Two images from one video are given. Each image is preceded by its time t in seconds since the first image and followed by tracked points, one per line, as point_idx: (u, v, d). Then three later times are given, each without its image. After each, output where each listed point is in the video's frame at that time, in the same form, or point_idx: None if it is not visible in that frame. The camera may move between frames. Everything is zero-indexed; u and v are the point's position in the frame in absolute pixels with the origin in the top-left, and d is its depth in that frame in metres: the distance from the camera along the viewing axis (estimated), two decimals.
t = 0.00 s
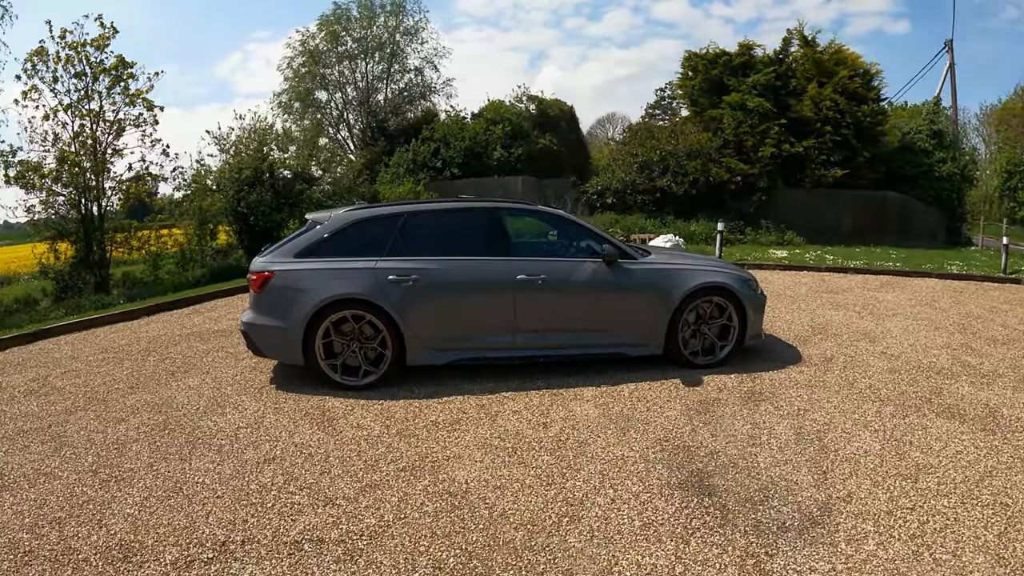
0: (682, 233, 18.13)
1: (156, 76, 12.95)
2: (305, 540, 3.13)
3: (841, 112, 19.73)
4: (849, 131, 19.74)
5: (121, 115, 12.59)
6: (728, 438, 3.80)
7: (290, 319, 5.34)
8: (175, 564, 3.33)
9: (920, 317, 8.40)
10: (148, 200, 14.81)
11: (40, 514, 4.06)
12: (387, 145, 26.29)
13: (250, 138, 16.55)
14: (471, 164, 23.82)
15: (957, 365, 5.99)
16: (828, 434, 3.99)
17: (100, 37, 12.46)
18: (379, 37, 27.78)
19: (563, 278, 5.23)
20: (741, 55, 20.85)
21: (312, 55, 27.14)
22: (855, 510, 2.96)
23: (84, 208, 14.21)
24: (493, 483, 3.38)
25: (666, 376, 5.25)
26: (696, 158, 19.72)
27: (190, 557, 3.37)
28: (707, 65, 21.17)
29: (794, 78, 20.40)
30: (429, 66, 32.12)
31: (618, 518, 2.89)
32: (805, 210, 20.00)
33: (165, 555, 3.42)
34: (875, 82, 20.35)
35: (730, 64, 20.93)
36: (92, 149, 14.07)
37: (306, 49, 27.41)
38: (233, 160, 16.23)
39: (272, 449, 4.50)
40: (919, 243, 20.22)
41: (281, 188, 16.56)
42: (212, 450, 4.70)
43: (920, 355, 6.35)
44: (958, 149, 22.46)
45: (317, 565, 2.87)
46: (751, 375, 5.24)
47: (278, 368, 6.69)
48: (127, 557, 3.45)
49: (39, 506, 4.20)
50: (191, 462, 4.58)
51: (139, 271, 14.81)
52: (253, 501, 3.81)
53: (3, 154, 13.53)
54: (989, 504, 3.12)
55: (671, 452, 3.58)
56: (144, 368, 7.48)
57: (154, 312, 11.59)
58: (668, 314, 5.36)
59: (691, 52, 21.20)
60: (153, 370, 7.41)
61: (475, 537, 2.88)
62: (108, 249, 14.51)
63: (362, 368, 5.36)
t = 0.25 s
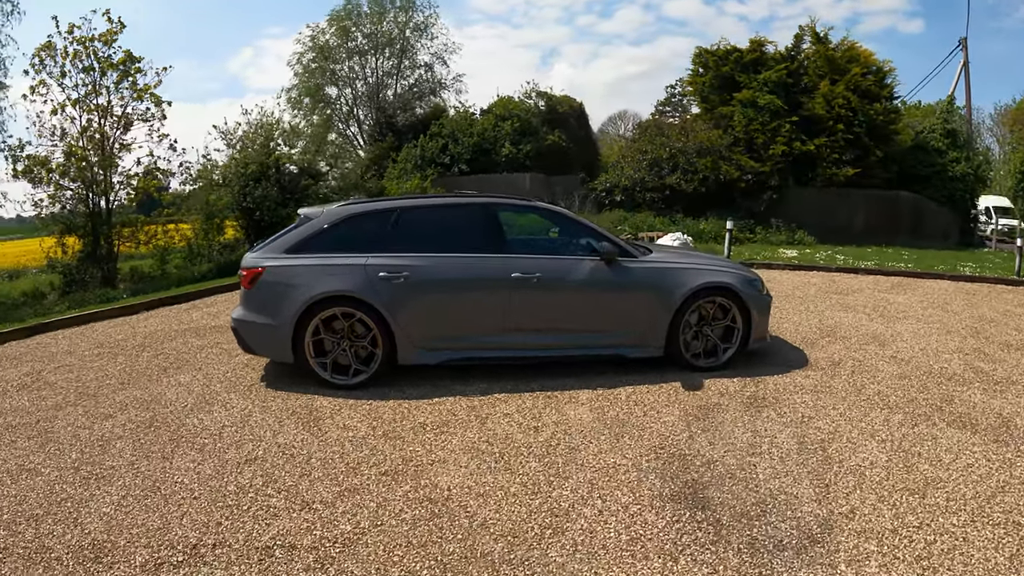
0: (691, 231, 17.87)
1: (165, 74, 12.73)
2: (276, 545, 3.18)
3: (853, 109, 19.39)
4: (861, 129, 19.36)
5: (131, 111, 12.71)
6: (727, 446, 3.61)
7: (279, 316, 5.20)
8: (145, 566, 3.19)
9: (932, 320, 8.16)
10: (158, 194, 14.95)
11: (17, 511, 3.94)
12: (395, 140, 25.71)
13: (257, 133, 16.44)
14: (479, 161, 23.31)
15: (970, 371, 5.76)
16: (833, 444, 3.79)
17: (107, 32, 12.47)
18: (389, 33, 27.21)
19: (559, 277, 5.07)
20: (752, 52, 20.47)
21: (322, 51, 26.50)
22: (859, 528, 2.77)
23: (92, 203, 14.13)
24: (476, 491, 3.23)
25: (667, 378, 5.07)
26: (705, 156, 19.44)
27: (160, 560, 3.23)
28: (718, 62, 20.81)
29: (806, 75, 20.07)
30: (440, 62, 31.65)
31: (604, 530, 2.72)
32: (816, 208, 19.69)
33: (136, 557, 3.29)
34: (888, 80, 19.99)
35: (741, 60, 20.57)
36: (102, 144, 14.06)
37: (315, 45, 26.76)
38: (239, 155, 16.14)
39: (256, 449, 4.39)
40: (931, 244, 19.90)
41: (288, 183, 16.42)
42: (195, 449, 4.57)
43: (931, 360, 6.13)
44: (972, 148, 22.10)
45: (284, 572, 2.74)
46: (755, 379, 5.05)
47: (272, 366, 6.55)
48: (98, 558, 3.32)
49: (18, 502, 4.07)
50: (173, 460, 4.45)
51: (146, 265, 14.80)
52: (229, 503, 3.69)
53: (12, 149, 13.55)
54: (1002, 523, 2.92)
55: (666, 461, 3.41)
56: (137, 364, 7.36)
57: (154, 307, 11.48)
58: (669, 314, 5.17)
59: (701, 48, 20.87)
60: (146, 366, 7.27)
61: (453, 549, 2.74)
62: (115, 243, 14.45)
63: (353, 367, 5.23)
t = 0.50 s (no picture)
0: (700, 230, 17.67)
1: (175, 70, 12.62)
2: (253, 545, 3.10)
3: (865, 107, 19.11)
4: (873, 127, 19.08)
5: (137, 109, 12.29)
6: (723, 451, 3.49)
7: (272, 313, 5.12)
8: (122, 563, 3.12)
9: (942, 321, 7.99)
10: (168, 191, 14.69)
11: (4, 504, 3.87)
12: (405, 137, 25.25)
13: (265, 132, 16.46)
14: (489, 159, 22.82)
15: (981, 376, 5.60)
16: (835, 451, 3.65)
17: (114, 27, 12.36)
18: (399, 31, 26.73)
19: (556, 275, 4.94)
20: (763, 49, 20.20)
21: (333, 48, 26.21)
22: (857, 541, 2.63)
23: (102, 201, 14.08)
24: (460, 494, 3.16)
25: (667, 380, 4.94)
26: (715, 154, 19.23)
27: (138, 556, 3.15)
28: (728, 59, 20.57)
29: (817, 73, 19.80)
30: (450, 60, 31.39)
31: (588, 538, 2.62)
32: (827, 207, 19.40)
33: (115, 553, 3.22)
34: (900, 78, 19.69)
35: (752, 57, 20.31)
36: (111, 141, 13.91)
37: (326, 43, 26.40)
38: (247, 152, 16.14)
39: (243, 446, 4.31)
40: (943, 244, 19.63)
41: (295, 180, 16.40)
42: (183, 446, 4.49)
43: (940, 364, 5.98)
44: (986, 148, 21.78)
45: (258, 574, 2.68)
46: (758, 381, 4.92)
47: (268, 363, 6.46)
48: (79, 552, 3.26)
49: (6, 496, 4.01)
50: (160, 457, 4.36)
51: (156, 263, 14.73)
52: (212, 501, 3.60)
53: (22, 146, 13.57)
54: (1009, 538, 2.78)
55: (659, 465, 3.29)
56: (135, 361, 7.30)
57: (158, 303, 11.44)
58: (670, 313, 5.03)
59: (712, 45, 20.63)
60: (144, 362, 7.21)
61: (431, 554, 2.66)
62: (126, 240, 14.45)
63: (347, 364, 5.14)
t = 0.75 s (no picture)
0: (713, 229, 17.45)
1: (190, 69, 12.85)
2: (233, 543, 3.02)
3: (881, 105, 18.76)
4: (889, 125, 18.74)
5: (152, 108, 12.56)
6: (721, 457, 3.37)
7: (269, 311, 5.06)
8: (105, 558, 3.08)
9: (957, 323, 7.79)
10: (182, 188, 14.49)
11: None
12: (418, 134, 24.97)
13: (277, 129, 16.46)
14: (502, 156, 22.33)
15: (994, 381, 5.43)
16: (838, 458, 3.52)
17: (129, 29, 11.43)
18: (414, 28, 26.27)
19: (554, 273, 4.83)
20: (778, 45, 19.91)
21: (348, 46, 25.63)
22: (854, 556, 2.51)
23: (118, 198, 14.04)
24: (445, 499, 3.10)
25: (668, 381, 4.83)
26: (730, 152, 18.99)
27: (121, 551, 3.11)
28: (743, 56, 20.29)
29: (833, 69, 19.46)
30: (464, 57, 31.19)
31: (570, 547, 2.55)
32: (843, 206, 19.09)
33: (99, 548, 3.17)
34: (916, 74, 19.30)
35: (767, 54, 20.02)
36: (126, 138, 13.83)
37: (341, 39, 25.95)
38: (259, 150, 16.16)
39: (234, 444, 4.25)
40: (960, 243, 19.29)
41: (307, 177, 16.39)
42: (176, 442, 4.44)
43: (952, 368, 5.81)
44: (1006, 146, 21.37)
45: None
46: (761, 384, 4.79)
47: (268, 360, 6.41)
48: (65, 546, 3.21)
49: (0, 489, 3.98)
50: (152, 453, 4.31)
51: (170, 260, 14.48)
52: (198, 498, 3.54)
53: (37, 144, 13.63)
54: (1017, 557, 2.64)
55: (652, 471, 3.18)
56: (137, 357, 7.28)
57: (166, 300, 11.44)
58: (672, 313, 4.90)
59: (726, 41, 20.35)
60: (147, 358, 7.19)
61: (409, 558, 2.62)
62: (139, 237, 14.39)
63: (343, 363, 5.07)
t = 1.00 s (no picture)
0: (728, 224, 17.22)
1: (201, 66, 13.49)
2: (222, 539, 2.99)
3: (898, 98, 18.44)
4: (907, 118, 18.45)
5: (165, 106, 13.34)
6: (722, 459, 3.27)
7: (270, 308, 5.04)
8: (96, 551, 3.05)
9: (973, 322, 7.62)
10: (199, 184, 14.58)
11: None
12: (432, 130, 24.64)
13: (290, 125, 16.53)
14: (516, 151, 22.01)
15: (1011, 382, 5.29)
16: (843, 462, 3.41)
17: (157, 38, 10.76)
18: (428, 24, 25.67)
19: (555, 270, 4.76)
20: (794, 38, 19.59)
21: (362, 43, 25.39)
22: (854, 567, 2.42)
23: (133, 196, 14.12)
24: (436, 499, 3.04)
25: (672, 379, 4.74)
26: (745, 147, 18.73)
27: (113, 545, 3.08)
28: (758, 49, 20.00)
29: (849, 63, 19.12)
30: (479, 52, 31.02)
31: (559, 551, 2.48)
32: (860, 201, 18.79)
33: (92, 542, 3.15)
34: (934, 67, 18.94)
35: (782, 47, 19.71)
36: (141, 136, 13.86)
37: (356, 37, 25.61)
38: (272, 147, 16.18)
39: (232, 441, 4.22)
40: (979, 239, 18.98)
41: (320, 174, 16.40)
42: (175, 438, 4.41)
43: (967, 369, 5.68)
44: None
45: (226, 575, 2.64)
46: (769, 383, 4.68)
47: (272, 357, 6.38)
48: (59, 539, 3.20)
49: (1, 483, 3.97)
50: (151, 448, 4.29)
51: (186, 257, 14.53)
52: (192, 494, 3.52)
53: (53, 142, 13.76)
54: None
55: (650, 473, 3.10)
56: (145, 353, 7.30)
57: (177, 297, 11.48)
58: (677, 311, 4.79)
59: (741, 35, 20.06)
60: (154, 354, 7.19)
61: (394, 558, 2.58)
62: (155, 233, 14.42)
63: (344, 360, 5.03)
